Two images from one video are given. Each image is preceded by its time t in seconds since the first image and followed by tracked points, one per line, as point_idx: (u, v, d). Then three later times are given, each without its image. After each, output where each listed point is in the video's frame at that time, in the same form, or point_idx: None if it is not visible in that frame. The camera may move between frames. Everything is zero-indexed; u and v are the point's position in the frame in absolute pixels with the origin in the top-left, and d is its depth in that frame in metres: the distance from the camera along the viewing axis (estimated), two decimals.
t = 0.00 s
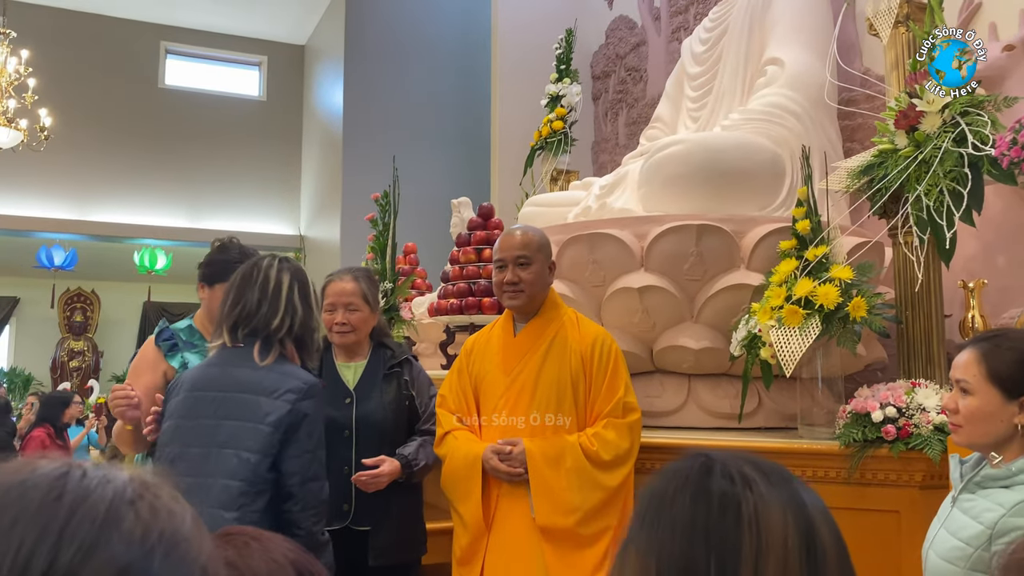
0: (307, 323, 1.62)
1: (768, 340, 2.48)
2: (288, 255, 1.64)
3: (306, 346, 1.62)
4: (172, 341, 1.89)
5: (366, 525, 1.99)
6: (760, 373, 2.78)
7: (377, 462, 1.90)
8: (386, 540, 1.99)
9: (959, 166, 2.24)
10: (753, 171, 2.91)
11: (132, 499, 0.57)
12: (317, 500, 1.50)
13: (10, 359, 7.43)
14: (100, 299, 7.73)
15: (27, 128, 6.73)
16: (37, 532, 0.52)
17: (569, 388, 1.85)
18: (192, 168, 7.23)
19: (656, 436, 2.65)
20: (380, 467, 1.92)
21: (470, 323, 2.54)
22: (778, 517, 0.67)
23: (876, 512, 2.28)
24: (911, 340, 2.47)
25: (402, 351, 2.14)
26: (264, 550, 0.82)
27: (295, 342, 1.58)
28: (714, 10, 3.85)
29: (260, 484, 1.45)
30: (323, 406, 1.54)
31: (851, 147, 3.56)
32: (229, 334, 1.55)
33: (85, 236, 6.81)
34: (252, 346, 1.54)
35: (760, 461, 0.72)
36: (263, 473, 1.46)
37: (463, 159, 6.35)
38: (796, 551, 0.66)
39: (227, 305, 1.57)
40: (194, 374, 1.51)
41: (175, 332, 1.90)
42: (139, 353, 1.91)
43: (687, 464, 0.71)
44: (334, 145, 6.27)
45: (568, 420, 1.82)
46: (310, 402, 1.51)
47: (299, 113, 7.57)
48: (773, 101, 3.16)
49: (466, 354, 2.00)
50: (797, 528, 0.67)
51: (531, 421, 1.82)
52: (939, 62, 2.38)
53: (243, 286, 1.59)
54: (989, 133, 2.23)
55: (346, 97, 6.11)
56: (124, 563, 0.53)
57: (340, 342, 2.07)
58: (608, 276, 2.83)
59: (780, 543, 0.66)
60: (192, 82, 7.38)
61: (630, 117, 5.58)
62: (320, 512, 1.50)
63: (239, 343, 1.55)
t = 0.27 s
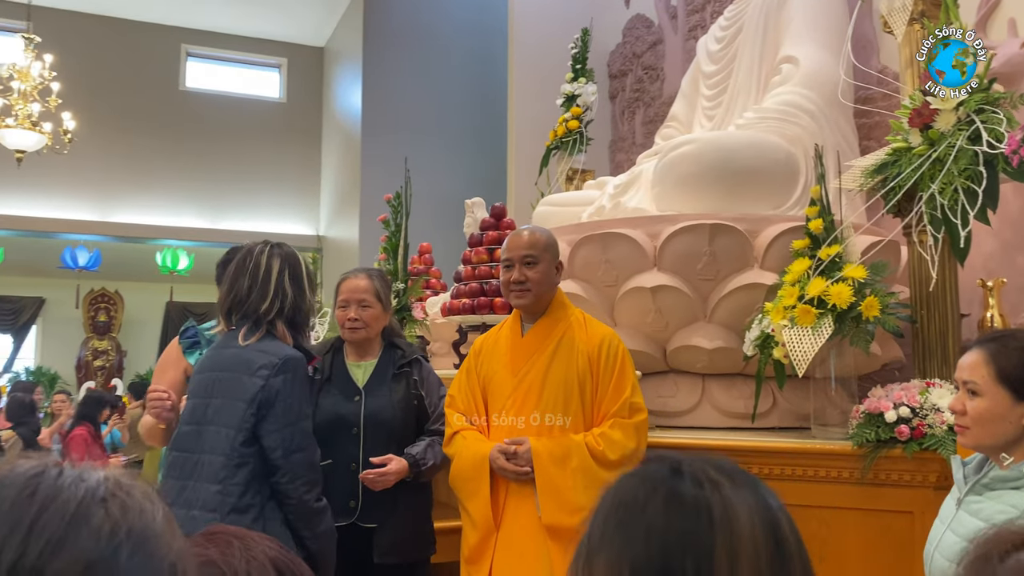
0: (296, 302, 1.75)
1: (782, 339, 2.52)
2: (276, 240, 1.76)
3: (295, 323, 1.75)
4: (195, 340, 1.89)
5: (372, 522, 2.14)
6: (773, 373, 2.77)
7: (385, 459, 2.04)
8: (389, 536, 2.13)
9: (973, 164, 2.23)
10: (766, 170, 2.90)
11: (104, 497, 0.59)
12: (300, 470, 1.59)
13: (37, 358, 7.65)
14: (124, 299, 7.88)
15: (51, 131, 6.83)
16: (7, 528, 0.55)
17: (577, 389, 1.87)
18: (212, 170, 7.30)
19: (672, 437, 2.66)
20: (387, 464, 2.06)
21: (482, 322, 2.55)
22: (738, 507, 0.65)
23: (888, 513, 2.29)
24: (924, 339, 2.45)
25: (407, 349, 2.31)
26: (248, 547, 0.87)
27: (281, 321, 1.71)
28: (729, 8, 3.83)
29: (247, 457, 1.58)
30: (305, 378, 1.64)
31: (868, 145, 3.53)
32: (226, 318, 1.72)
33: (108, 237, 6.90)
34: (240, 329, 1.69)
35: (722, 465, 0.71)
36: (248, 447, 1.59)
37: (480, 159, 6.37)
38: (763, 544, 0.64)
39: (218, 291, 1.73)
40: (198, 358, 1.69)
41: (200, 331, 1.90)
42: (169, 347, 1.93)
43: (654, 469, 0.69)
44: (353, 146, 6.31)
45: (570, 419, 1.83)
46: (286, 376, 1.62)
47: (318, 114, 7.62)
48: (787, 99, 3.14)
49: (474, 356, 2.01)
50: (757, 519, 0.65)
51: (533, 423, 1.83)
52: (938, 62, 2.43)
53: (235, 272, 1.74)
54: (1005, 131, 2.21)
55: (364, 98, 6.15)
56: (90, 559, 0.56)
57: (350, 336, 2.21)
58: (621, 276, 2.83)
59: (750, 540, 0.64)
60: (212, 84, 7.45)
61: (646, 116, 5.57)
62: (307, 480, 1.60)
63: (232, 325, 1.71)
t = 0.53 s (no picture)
0: (289, 296, 1.83)
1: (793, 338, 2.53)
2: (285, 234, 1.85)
3: (287, 318, 1.84)
4: (201, 338, 1.92)
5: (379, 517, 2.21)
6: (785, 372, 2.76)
7: (390, 456, 2.13)
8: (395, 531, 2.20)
9: (986, 161, 2.21)
10: (780, 168, 2.88)
11: (77, 485, 0.64)
12: (285, 453, 1.67)
13: (59, 357, 7.78)
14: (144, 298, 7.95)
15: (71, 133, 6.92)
16: None
17: (581, 388, 1.94)
18: (230, 170, 7.36)
19: (686, 437, 2.68)
20: (392, 460, 2.14)
21: (493, 322, 2.56)
22: (641, 502, 0.71)
23: (896, 512, 2.31)
24: (936, 338, 2.45)
25: (422, 350, 2.39)
26: (235, 538, 0.95)
27: (267, 312, 1.80)
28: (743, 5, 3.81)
29: (236, 440, 1.70)
30: (287, 369, 1.72)
31: (885, 143, 3.50)
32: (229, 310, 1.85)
33: (128, 237, 6.97)
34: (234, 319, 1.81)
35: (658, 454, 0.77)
36: (236, 432, 1.70)
37: (496, 158, 6.38)
38: (664, 534, 0.70)
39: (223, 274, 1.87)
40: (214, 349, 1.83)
41: (207, 330, 1.93)
42: (178, 348, 1.96)
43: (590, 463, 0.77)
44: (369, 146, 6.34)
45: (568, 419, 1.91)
46: (271, 361, 1.71)
47: (335, 114, 7.67)
48: (801, 97, 3.12)
49: (481, 354, 2.09)
50: (658, 509, 0.70)
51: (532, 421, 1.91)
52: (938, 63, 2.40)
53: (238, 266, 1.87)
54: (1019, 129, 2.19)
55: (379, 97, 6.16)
56: (58, 541, 0.60)
57: (365, 332, 2.33)
58: (632, 275, 2.84)
59: (650, 532, 0.70)
60: (231, 86, 7.51)
61: (662, 114, 5.53)
62: (294, 463, 1.67)
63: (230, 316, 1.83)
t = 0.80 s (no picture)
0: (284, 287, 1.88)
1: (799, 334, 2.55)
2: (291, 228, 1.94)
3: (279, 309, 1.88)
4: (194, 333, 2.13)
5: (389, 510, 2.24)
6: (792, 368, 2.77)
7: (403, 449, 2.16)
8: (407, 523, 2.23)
9: (993, 156, 2.20)
10: (787, 164, 2.88)
11: (58, 465, 0.61)
12: (256, 444, 1.72)
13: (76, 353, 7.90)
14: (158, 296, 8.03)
15: (86, 131, 6.99)
16: None
17: (579, 382, 2.21)
18: (243, 168, 7.41)
19: (695, 433, 2.69)
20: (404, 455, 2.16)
21: (500, 318, 2.58)
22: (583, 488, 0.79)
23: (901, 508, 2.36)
24: (942, 333, 2.46)
25: (435, 346, 2.43)
26: (221, 525, 0.93)
27: (258, 301, 1.86)
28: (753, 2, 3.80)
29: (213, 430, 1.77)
30: (260, 359, 1.76)
31: (895, 138, 3.49)
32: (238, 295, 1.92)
33: (143, 235, 7.03)
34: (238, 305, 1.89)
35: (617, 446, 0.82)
36: (213, 423, 1.79)
37: (507, 156, 6.40)
38: (583, 515, 0.77)
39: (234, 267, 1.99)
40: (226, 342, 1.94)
41: (200, 325, 2.14)
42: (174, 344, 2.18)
43: (564, 452, 0.85)
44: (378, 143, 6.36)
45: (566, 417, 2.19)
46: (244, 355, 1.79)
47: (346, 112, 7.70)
48: (809, 92, 3.12)
49: (487, 351, 2.41)
50: (589, 486, 0.78)
51: (532, 420, 2.23)
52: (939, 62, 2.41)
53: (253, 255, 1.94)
54: None
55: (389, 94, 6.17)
56: (37, 518, 0.57)
57: (378, 326, 2.37)
58: (639, 272, 2.84)
59: (573, 507, 0.78)
60: (244, 85, 7.57)
61: (673, 111, 5.51)
62: (264, 453, 1.72)
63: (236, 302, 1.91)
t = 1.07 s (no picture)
0: (284, 287, 1.82)
1: (829, 335, 2.35)
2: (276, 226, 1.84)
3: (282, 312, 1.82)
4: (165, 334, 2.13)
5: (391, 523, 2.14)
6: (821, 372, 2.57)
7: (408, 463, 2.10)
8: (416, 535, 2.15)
9: None
10: (818, 151, 2.67)
11: None
12: (217, 453, 1.67)
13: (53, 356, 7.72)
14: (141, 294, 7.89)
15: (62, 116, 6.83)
16: None
17: (587, 385, 2.02)
18: (235, 157, 7.24)
19: (716, 441, 2.49)
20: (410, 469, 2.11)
21: (507, 318, 2.38)
22: (576, 489, 0.76)
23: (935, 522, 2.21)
24: (985, 334, 2.27)
25: (444, 347, 2.26)
26: (195, 536, 0.82)
27: (254, 309, 1.79)
28: None
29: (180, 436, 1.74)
30: (227, 365, 1.72)
31: (936, 122, 3.27)
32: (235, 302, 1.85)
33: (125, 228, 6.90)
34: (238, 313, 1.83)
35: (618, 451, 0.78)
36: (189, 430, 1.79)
37: (518, 143, 6.18)
38: (572, 520, 0.74)
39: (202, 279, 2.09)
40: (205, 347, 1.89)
41: (172, 327, 2.14)
42: (143, 348, 2.18)
43: (567, 454, 0.83)
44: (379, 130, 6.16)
45: (566, 417, 2.01)
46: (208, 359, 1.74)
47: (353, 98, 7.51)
48: (843, 73, 2.90)
49: (492, 351, 2.20)
50: (579, 492, 0.75)
51: (532, 419, 2.04)
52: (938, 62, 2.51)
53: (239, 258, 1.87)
54: None
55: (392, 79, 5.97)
56: None
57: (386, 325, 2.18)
58: (657, 267, 2.64)
59: (559, 509, 0.76)
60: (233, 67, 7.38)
61: (696, 93, 5.27)
62: (227, 462, 1.67)
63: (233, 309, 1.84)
